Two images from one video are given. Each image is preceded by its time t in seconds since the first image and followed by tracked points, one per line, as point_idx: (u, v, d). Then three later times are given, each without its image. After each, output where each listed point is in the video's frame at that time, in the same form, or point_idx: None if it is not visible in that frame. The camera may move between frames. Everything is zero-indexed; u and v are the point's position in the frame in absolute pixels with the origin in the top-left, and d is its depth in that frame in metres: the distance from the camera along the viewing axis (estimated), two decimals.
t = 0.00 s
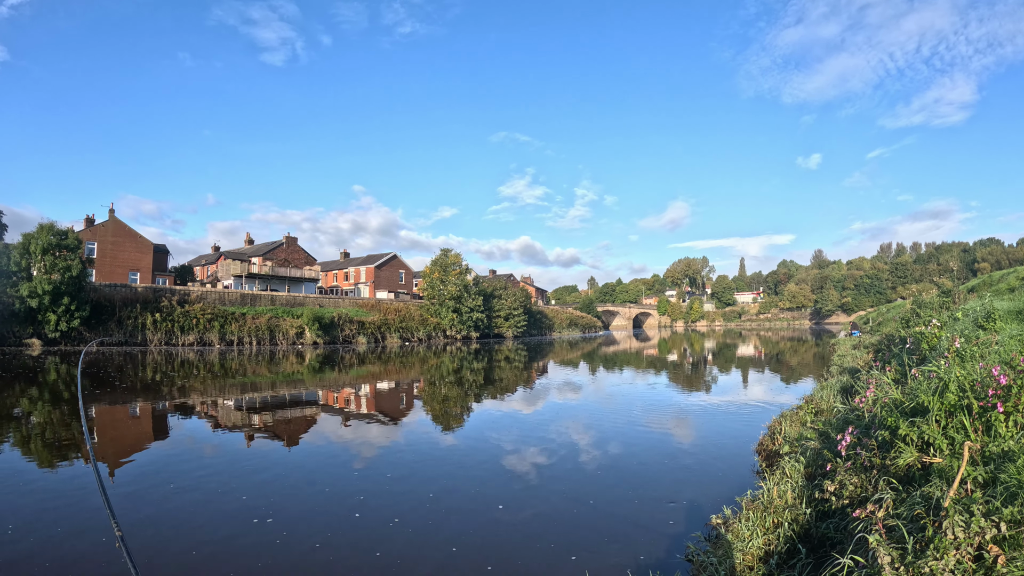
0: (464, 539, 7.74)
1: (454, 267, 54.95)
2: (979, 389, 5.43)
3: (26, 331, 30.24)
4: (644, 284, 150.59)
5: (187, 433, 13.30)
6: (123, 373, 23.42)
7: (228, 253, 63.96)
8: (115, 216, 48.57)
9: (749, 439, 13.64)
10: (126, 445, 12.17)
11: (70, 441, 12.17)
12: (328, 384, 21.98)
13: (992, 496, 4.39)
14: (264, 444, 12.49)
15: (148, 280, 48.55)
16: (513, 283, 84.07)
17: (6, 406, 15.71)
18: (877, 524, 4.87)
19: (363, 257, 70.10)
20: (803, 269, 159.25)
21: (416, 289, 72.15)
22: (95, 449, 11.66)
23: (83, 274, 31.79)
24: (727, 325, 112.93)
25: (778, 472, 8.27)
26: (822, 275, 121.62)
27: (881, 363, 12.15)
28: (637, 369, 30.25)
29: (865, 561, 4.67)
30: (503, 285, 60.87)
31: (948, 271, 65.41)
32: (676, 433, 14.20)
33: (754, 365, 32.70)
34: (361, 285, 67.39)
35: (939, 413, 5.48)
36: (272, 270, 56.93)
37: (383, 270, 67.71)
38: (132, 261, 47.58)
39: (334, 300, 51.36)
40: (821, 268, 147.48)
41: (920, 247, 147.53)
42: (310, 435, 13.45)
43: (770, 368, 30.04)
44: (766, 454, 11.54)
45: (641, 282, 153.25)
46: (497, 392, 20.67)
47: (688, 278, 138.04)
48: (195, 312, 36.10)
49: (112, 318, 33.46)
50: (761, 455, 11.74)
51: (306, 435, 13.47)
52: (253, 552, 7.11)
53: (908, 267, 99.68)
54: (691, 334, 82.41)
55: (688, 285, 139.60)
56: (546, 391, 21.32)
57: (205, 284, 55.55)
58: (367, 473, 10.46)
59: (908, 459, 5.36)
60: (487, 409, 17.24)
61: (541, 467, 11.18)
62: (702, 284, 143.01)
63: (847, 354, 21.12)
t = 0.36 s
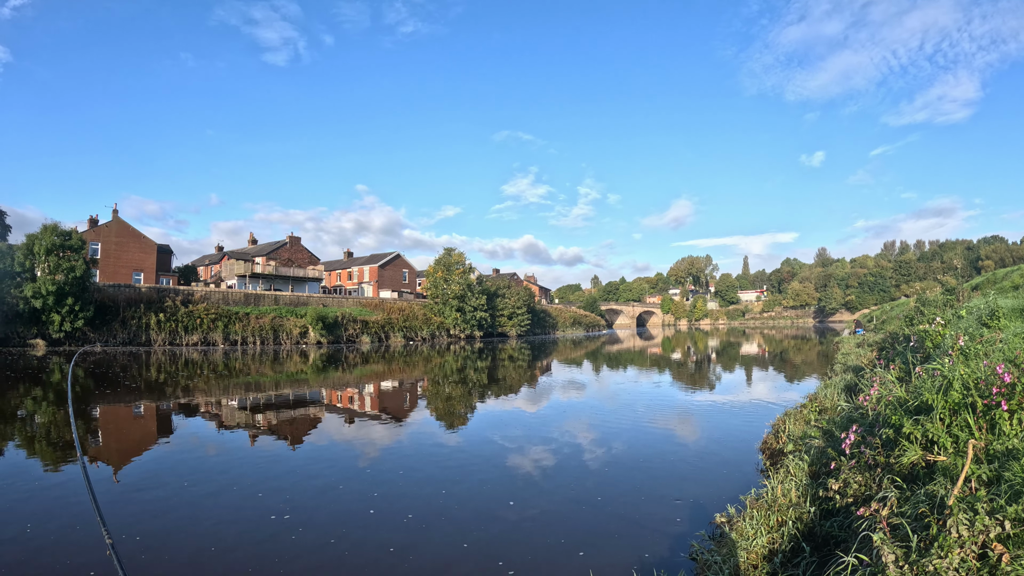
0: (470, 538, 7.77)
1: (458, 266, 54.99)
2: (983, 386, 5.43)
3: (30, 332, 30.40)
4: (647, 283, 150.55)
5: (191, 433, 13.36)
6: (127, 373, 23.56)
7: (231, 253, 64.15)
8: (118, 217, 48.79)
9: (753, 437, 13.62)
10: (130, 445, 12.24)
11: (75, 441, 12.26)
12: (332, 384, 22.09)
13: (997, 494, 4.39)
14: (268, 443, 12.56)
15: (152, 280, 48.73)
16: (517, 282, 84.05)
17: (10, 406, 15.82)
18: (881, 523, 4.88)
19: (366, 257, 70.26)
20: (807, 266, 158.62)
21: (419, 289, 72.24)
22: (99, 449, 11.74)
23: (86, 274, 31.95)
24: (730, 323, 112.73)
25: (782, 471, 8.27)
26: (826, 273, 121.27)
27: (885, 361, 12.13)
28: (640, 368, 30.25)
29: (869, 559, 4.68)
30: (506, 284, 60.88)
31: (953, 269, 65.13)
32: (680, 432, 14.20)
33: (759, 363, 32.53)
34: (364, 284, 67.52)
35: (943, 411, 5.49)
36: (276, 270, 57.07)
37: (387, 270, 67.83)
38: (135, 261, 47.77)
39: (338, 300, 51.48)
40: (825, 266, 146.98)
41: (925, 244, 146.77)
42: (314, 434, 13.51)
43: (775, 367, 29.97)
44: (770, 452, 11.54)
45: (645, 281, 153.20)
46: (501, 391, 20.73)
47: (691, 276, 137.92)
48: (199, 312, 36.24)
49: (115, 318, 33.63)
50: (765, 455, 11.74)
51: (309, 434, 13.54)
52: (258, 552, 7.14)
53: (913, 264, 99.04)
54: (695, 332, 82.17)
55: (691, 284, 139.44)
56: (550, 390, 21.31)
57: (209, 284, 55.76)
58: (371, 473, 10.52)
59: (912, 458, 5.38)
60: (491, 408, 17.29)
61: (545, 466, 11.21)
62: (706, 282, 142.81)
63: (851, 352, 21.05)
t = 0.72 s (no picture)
0: (474, 537, 7.80)
1: (461, 265, 55.10)
2: (987, 384, 5.43)
3: (35, 332, 30.59)
4: (651, 281, 150.48)
5: (195, 433, 13.43)
6: (132, 373, 23.68)
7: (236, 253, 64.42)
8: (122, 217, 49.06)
9: (757, 436, 13.61)
10: (134, 445, 12.33)
11: (79, 442, 12.33)
12: (336, 383, 22.22)
13: (1002, 491, 4.38)
14: (272, 442, 12.65)
15: (156, 280, 48.94)
16: (520, 281, 84.15)
17: (15, 406, 15.96)
18: (886, 521, 4.89)
19: (370, 256, 70.45)
20: (811, 264, 158.11)
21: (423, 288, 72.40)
22: (103, 449, 11.80)
23: (91, 274, 32.14)
24: (734, 321, 112.55)
25: (786, 469, 8.27)
26: (830, 272, 120.96)
27: (889, 359, 12.13)
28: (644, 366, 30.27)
29: (873, 558, 4.68)
30: (510, 283, 60.96)
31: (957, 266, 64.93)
32: (684, 430, 14.23)
33: (763, 361, 32.47)
34: (368, 283, 67.64)
35: (948, 409, 5.50)
36: (280, 269, 57.28)
37: (390, 269, 67.98)
38: (139, 261, 48.00)
39: (342, 299, 51.64)
40: (829, 264, 146.55)
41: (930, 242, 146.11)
42: (318, 433, 13.61)
43: (779, 365, 29.93)
44: (775, 451, 11.53)
45: (649, 279, 153.20)
46: (504, 390, 20.80)
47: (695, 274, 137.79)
48: (203, 312, 36.42)
49: (120, 318, 33.83)
50: (769, 453, 11.74)
51: (313, 433, 13.64)
52: (260, 552, 7.18)
53: (917, 262, 98.65)
54: (698, 331, 82.06)
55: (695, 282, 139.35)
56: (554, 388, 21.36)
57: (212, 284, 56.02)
58: (375, 471, 10.62)
59: (916, 455, 5.38)
60: (495, 406, 17.37)
61: (549, 465, 11.25)
62: (709, 280, 142.63)
63: (856, 350, 21.01)
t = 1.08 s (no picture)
0: (477, 537, 7.82)
1: (465, 264, 55.21)
2: (992, 382, 5.41)
3: (39, 333, 30.79)
4: (655, 280, 150.37)
5: (199, 433, 13.51)
6: (136, 373, 23.81)
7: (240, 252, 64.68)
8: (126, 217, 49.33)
9: (761, 434, 13.59)
10: (138, 444, 12.41)
11: (84, 441, 12.44)
12: (340, 382, 22.35)
13: (1006, 490, 4.36)
14: (277, 442, 12.74)
15: (160, 280, 49.19)
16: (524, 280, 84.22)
17: (21, 406, 16.10)
18: (890, 519, 4.90)
19: (374, 256, 70.66)
20: (816, 262, 157.50)
21: (427, 286, 72.58)
22: (108, 448, 11.90)
23: (95, 275, 32.35)
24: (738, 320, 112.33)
25: (790, 468, 8.28)
26: (834, 270, 120.60)
27: (893, 356, 12.12)
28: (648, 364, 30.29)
29: (877, 556, 4.69)
30: (514, 282, 61.04)
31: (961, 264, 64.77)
32: (688, 428, 14.26)
33: (767, 359, 32.42)
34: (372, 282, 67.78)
35: (952, 407, 5.50)
36: (284, 269, 57.49)
37: (394, 268, 68.14)
38: (143, 261, 48.25)
39: (346, 298, 51.83)
40: (834, 262, 146.19)
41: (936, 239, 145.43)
42: (322, 432, 13.69)
43: (784, 363, 29.91)
44: (779, 449, 11.54)
45: (653, 277, 153.17)
46: (508, 389, 20.86)
47: (699, 273, 137.64)
48: (207, 312, 36.62)
49: (124, 318, 34.01)
50: (773, 451, 11.74)
51: (317, 432, 13.72)
52: (263, 551, 7.23)
53: (921, 260, 98.28)
54: (702, 329, 82.02)
55: (699, 280, 139.21)
56: (557, 387, 21.43)
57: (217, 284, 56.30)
58: (380, 470, 10.71)
59: (920, 454, 5.39)
60: (499, 405, 17.45)
61: (553, 463, 11.30)
62: (713, 279, 142.44)
63: (860, 347, 20.98)
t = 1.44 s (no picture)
0: (479, 536, 7.83)
1: (468, 263, 55.31)
2: (995, 379, 5.38)
3: (43, 333, 30.90)
4: (658, 278, 150.26)
5: (202, 432, 13.56)
6: (140, 372, 23.91)
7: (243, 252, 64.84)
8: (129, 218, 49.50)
9: (764, 433, 13.59)
10: (142, 444, 12.47)
11: (87, 441, 12.48)
12: (343, 381, 22.40)
13: (1009, 488, 4.34)
14: (280, 441, 12.79)
15: (163, 280, 49.32)
16: (527, 279, 84.35)
17: (24, 406, 16.17)
18: (893, 518, 4.90)
19: (376, 255, 70.76)
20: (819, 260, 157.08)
21: (429, 285, 72.66)
22: (112, 448, 11.94)
23: (98, 275, 32.50)
24: (741, 318, 112.14)
25: (794, 466, 8.28)
26: (837, 269, 120.42)
27: (896, 355, 12.11)
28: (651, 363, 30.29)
29: (880, 554, 4.68)
30: (517, 281, 61.05)
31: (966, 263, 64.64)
32: (691, 427, 14.26)
33: (770, 358, 32.36)
34: (374, 282, 67.85)
35: (955, 405, 5.48)
36: (286, 268, 57.63)
37: (397, 267, 68.21)
38: (146, 261, 48.41)
39: (348, 297, 51.94)
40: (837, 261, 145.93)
41: (940, 236, 144.87)
42: (325, 432, 13.73)
43: (787, 362, 29.87)
44: (782, 447, 11.55)
45: (656, 276, 153.10)
46: (511, 388, 20.89)
47: (702, 271, 137.48)
48: (210, 312, 36.74)
49: (127, 318, 34.12)
50: (776, 450, 11.75)
51: (320, 432, 13.76)
52: (269, 551, 7.26)
53: (924, 258, 97.98)
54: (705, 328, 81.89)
55: (702, 279, 139.05)
56: (561, 386, 21.45)
57: (220, 284, 56.47)
58: (384, 468, 10.78)
59: (923, 452, 5.38)
60: (502, 404, 17.49)
61: (556, 462, 11.34)
62: (716, 277, 142.23)
63: (863, 346, 20.96)
